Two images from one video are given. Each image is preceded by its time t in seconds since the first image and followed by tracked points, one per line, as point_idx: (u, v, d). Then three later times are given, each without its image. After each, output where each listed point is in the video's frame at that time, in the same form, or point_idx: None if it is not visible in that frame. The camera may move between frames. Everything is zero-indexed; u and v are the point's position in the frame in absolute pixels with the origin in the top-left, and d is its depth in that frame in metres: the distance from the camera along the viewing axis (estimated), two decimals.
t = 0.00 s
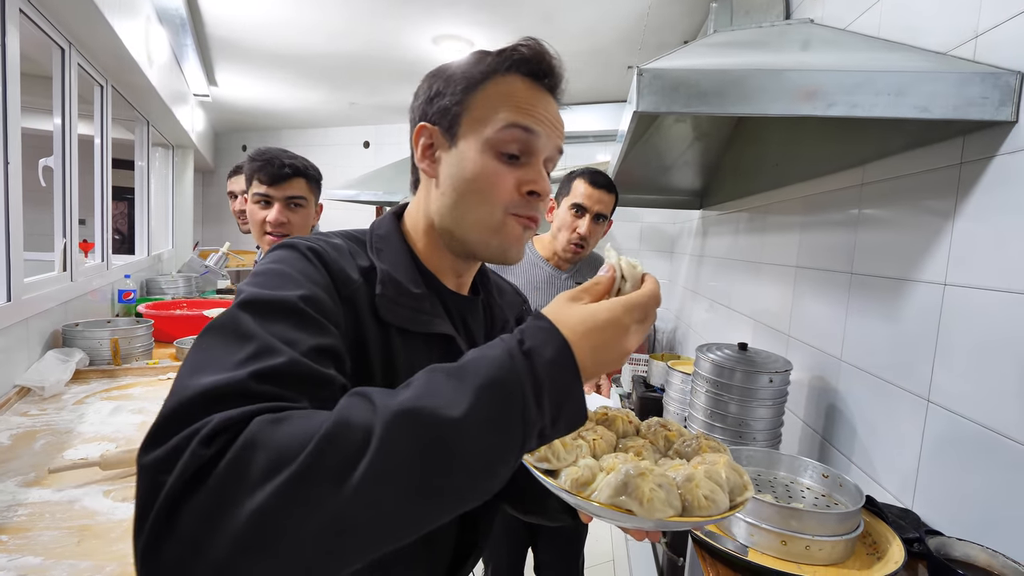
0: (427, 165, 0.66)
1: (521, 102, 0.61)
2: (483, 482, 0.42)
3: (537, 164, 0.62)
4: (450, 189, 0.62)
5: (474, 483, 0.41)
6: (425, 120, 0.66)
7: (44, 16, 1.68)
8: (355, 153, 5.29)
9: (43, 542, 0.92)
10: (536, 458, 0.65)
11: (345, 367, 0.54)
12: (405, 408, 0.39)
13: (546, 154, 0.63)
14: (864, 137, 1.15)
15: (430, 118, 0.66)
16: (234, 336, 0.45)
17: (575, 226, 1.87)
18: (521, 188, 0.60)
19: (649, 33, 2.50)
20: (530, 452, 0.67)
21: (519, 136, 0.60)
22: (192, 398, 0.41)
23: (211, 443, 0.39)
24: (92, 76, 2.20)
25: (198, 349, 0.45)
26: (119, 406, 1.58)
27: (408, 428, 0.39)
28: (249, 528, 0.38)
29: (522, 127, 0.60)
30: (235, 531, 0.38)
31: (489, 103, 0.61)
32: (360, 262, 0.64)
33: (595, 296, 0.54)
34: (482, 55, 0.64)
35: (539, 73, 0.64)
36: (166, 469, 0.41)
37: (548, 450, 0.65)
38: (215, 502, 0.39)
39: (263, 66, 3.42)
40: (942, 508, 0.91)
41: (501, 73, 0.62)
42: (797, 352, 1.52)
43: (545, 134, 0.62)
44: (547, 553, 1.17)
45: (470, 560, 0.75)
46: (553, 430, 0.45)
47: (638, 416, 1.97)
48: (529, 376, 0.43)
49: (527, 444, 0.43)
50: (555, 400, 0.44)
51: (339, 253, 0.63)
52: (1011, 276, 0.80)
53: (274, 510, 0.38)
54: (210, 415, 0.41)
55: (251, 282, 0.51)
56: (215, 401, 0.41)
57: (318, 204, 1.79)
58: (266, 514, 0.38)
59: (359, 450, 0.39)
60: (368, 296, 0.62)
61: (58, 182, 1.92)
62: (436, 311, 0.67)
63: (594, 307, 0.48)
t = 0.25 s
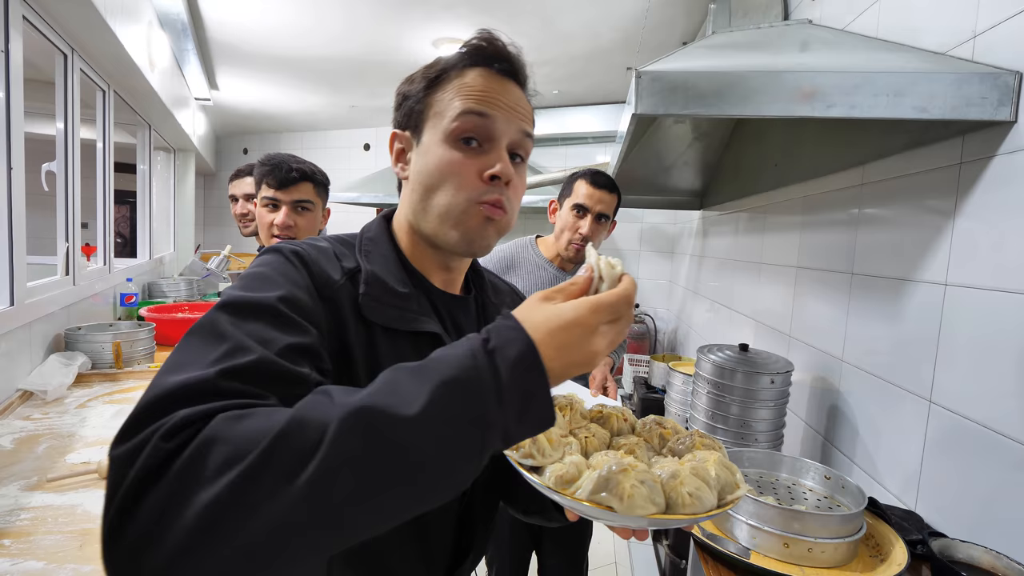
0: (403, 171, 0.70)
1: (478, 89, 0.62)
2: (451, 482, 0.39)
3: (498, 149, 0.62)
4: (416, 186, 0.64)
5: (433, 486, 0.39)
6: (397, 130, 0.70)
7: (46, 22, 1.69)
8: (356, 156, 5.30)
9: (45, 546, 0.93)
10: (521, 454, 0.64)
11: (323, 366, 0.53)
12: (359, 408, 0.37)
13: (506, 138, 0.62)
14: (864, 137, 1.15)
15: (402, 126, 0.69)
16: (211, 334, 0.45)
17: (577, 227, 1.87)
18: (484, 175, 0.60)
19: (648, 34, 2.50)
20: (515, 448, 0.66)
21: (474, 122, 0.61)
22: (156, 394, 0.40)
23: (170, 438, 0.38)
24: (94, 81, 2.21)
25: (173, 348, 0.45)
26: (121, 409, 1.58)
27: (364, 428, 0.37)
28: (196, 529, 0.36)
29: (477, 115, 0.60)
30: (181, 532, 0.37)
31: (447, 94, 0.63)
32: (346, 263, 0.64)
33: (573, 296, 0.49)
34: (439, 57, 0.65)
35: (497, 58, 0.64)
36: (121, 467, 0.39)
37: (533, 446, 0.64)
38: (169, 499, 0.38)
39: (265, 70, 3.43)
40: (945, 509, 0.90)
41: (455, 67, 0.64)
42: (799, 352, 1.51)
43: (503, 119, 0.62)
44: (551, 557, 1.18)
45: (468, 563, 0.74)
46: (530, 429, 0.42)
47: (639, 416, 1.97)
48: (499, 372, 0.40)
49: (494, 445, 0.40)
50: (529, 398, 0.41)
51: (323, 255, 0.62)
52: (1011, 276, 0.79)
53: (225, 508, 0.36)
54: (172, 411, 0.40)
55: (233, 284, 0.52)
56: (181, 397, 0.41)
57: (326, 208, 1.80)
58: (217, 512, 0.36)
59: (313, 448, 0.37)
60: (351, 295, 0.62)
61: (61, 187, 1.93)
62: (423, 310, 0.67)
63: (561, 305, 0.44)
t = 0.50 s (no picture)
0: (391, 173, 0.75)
1: (449, 85, 0.65)
2: (392, 484, 0.39)
3: (468, 139, 0.64)
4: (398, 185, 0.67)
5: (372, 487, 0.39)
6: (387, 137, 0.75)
7: (55, 28, 1.71)
8: (360, 159, 5.32)
9: (50, 548, 0.93)
10: (503, 453, 0.64)
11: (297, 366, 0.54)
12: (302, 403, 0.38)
13: (477, 129, 0.65)
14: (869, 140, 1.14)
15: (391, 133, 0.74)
16: (183, 334, 0.47)
17: (585, 228, 1.87)
18: (453, 166, 0.62)
19: (651, 37, 2.51)
20: (499, 446, 0.66)
21: (444, 116, 0.64)
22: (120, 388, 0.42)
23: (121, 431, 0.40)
24: (101, 86, 2.23)
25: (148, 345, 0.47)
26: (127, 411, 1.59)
27: (301, 424, 0.37)
28: (134, 521, 0.37)
29: (444, 108, 0.63)
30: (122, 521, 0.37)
31: (421, 95, 0.66)
32: (333, 266, 0.66)
33: (533, 296, 0.47)
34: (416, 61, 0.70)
35: (467, 55, 0.67)
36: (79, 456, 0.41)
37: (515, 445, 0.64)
38: (114, 491, 0.39)
39: (270, 75, 3.45)
40: (951, 515, 0.89)
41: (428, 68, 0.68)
42: (803, 356, 1.51)
43: (473, 110, 0.64)
44: (557, 563, 1.18)
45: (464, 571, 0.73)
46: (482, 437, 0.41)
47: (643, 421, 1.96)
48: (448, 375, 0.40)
49: (442, 449, 0.40)
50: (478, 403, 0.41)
51: (309, 259, 0.64)
52: (1017, 280, 0.79)
53: (162, 499, 0.37)
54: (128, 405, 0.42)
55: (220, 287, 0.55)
56: (137, 392, 0.42)
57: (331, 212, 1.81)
58: (153, 503, 0.37)
59: (252, 444, 0.38)
60: (334, 297, 0.63)
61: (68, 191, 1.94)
62: (411, 311, 0.67)
63: (511, 304, 0.43)
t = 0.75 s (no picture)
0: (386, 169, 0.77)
1: (436, 80, 0.67)
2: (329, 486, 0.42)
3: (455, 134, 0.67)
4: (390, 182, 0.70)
5: (309, 488, 0.42)
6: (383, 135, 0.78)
7: (61, 30, 1.72)
8: (364, 159, 5.33)
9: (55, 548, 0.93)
10: (481, 457, 0.60)
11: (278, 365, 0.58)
12: (247, 407, 0.42)
13: (465, 123, 0.67)
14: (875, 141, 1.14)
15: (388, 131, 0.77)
16: (165, 337, 0.52)
17: (597, 228, 1.87)
18: (439, 162, 0.65)
19: (655, 38, 2.50)
20: (477, 450, 0.61)
21: (433, 113, 0.66)
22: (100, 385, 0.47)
23: (89, 428, 0.45)
24: (107, 87, 2.25)
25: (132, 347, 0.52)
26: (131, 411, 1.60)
27: (245, 425, 0.41)
28: (87, 514, 0.41)
29: (430, 104, 0.66)
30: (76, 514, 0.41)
31: (411, 94, 0.69)
32: (325, 268, 0.68)
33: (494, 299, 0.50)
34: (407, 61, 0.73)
35: (454, 53, 0.70)
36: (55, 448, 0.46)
37: (495, 449, 0.59)
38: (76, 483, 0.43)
39: (275, 76, 3.47)
40: (957, 519, 0.89)
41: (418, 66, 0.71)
42: (808, 358, 1.50)
43: (459, 105, 0.67)
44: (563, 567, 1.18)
45: None
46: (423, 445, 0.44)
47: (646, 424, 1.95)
48: (389, 383, 0.43)
49: (381, 454, 0.43)
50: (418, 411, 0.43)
51: (298, 260, 0.67)
52: None
53: (116, 491, 0.41)
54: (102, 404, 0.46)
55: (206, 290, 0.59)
56: (107, 393, 0.46)
57: (335, 212, 1.81)
58: (109, 495, 0.41)
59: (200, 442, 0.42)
60: (322, 298, 0.65)
61: (73, 191, 1.95)
62: (401, 314, 0.69)
63: (468, 308, 0.46)
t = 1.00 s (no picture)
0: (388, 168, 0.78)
1: (437, 76, 0.67)
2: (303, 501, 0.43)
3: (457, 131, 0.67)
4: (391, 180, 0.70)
5: (286, 503, 0.43)
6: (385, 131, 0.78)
7: (70, 33, 1.73)
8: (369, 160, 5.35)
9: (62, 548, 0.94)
10: (472, 467, 0.59)
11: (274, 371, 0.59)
12: (226, 420, 0.43)
13: (466, 119, 0.67)
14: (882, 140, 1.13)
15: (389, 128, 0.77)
16: (157, 344, 0.54)
17: (613, 227, 1.87)
18: (441, 160, 0.65)
19: (660, 38, 2.49)
20: (469, 459, 0.61)
21: (433, 109, 0.66)
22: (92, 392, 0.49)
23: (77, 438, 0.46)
24: (114, 89, 2.27)
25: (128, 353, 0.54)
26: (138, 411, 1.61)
27: (222, 439, 0.42)
28: (69, 524, 0.42)
29: (432, 101, 0.66)
30: (63, 522, 0.43)
31: (412, 90, 0.69)
32: (323, 272, 0.69)
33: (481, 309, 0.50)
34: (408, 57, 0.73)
35: (455, 50, 0.70)
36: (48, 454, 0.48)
37: (486, 459, 0.59)
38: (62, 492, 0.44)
39: (281, 77, 3.48)
40: (967, 523, 0.87)
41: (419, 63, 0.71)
42: (815, 359, 1.49)
43: (461, 102, 0.67)
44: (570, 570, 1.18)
45: None
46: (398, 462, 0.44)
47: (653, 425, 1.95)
48: (365, 397, 0.43)
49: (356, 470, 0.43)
50: (395, 428, 0.43)
51: (295, 265, 0.68)
52: None
53: (97, 502, 0.42)
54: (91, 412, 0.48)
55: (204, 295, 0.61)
56: (100, 401, 0.48)
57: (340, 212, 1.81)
58: (90, 505, 0.42)
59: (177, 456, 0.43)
60: (318, 302, 0.66)
61: (82, 192, 1.97)
62: (398, 317, 0.69)
63: (452, 321, 0.46)
